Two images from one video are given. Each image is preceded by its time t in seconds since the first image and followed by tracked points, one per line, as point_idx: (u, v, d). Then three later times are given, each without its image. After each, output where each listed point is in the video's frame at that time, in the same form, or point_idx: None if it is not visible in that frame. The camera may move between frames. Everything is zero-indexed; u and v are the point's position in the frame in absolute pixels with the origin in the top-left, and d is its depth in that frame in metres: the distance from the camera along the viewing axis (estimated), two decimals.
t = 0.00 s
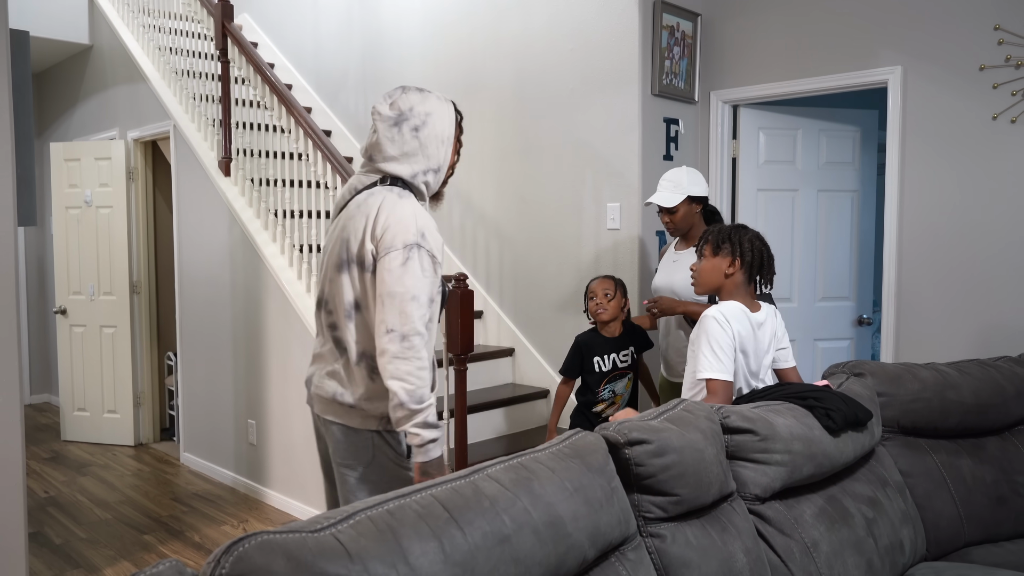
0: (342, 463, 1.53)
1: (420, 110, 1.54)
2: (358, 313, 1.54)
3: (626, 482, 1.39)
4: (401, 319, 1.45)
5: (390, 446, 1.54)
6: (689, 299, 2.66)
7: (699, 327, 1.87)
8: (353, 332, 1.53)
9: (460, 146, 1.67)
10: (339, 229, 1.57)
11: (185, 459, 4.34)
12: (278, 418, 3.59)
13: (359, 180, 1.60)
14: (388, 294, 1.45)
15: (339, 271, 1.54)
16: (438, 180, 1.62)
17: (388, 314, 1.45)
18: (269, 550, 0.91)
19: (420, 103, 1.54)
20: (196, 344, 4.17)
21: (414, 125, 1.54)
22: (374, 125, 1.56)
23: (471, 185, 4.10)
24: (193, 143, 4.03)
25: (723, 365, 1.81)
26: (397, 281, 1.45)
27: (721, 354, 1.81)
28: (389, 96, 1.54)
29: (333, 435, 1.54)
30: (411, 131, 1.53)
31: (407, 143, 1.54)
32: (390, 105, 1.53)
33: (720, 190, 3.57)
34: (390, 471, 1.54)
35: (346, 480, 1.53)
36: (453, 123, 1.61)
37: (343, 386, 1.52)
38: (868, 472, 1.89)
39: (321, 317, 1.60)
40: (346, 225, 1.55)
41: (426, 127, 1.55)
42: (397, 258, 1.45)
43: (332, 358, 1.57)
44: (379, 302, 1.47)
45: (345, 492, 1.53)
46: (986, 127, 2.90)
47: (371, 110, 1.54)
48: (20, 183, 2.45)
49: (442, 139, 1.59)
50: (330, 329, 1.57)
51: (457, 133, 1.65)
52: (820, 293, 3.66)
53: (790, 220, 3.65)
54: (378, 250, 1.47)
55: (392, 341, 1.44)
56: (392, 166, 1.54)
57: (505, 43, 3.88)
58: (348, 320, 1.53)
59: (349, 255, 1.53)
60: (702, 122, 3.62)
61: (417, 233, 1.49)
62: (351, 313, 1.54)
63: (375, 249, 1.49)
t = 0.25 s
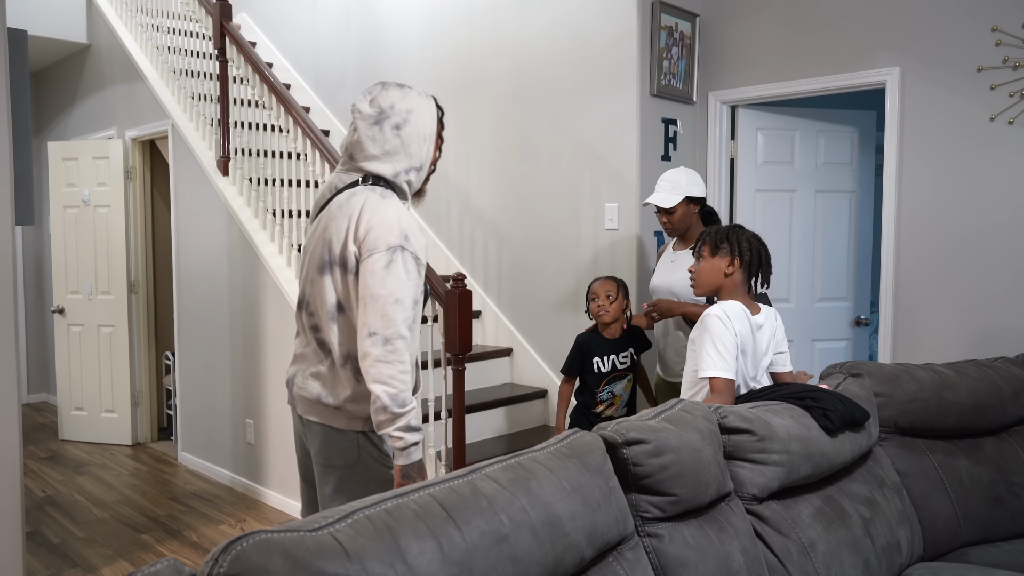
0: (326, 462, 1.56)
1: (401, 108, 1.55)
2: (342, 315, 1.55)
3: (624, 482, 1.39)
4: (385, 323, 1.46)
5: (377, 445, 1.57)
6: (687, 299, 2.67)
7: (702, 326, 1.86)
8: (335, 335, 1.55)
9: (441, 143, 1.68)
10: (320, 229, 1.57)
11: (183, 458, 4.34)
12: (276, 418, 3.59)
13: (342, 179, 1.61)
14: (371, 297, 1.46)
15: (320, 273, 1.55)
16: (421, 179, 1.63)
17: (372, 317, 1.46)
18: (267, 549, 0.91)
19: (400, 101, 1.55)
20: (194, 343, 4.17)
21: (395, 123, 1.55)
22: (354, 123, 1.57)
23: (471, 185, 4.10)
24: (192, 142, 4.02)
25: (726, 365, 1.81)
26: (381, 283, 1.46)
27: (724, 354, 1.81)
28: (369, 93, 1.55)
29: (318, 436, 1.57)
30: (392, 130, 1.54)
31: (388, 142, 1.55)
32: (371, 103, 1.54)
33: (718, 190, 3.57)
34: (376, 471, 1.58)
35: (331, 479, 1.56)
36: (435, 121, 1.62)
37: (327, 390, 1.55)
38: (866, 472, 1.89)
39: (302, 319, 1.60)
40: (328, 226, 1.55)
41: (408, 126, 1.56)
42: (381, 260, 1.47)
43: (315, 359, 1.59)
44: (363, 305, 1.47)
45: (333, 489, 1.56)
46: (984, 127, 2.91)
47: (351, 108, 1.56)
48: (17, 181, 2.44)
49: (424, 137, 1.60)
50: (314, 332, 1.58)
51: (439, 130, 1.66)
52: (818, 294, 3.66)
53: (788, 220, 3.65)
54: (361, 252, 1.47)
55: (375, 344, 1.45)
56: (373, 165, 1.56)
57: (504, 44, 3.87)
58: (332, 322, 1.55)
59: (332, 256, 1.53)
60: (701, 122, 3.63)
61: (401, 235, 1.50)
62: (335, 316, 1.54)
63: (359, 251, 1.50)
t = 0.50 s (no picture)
0: (324, 460, 1.59)
1: (359, 104, 1.56)
2: (324, 316, 1.55)
3: (623, 482, 1.40)
4: (367, 319, 1.45)
5: (372, 442, 1.60)
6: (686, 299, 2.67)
7: (698, 325, 1.87)
8: (322, 336, 1.56)
9: (408, 134, 1.69)
10: (297, 234, 1.60)
11: (182, 458, 4.34)
12: (275, 418, 3.59)
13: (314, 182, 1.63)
14: (348, 294, 1.46)
15: (300, 276, 1.57)
16: (391, 173, 1.64)
17: (349, 314, 1.46)
18: (267, 549, 0.91)
19: (358, 97, 1.55)
20: (194, 343, 4.17)
21: (355, 120, 1.56)
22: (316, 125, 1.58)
23: (471, 186, 4.09)
24: (192, 142, 4.02)
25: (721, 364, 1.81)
26: (354, 280, 1.46)
27: (720, 352, 1.81)
28: (328, 93, 1.56)
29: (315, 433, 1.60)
30: (353, 128, 1.55)
31: (351, 140, 1.56)
32: (330, 103, 1.55)
33: (717, 191, 3.58)
34: (372, 465, 1.62)
35: (330, 477, 1.59)
36: (397, 112, 1.61)
37: (323, 388, 1.58)
38: (865, 472, 1.89)
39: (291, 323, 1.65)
40: (304, 230, 1.58)
41: (368, 121, 1.57)
42: (354, 257, 1.47)
43: (310, 360, 1.63)
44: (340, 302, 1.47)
45: (330, 488, 1.58)
46: (983, 129, 2.91)
47: (312, 111, 1.57)
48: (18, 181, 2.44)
49: (387, 131, 1.60)
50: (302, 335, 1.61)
51: (403, 121, 1.66)
52: (817, 294, 3.66)
53: (788, 221, 3.65)
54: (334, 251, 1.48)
55: (361, 341, 1.45)
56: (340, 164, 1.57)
57: (504, 44, 3.88)
58: (317, 323, 1.56)
59: (309, 258, 1.55)
60: (700, 123, 3.63)
61: (372, 230, 1.50)
62: (317, 317, 1.55)
63: (332, 250, 1.51)
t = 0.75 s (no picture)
0: (320, 461, 1.60)
1: (321, 106, 1.62)
2: (317, 317, 1.60)
3: (620, 485, 1.40)
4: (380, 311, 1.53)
5: (366, 440, 1.62)
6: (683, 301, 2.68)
7: (690, 328, 1.88)
8: (313, 337, 1.58)
9: (376, 130, 1.74)
10: (279, 242, 1.64)
11: (180, 461, 4.33)
12: (273, 421, 3.58)
13: (291, 187, 1.68)
14: (354, 293, 1.53)
15: (289, 283, 1.60)
16: (364, 170, 1.69)
17: (359, 311, 1.52)
18: (265, 551, 0.92)
19: (320, 100, 1.62)
20: (191, 345, 4.17)
21: (321, 120, 1.62)
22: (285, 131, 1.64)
23: (469, 188, 4.10)
24: (191, 145, 4.02)
25: (714, 366, 1.82)
26: (356, 278, 1.53)
27: (712, 354, 1.82)
28: (291, 100, 1.63)
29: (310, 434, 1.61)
30: (318, 128, 1.61)
31: (320, 140, 1.62)
32: (293, 109, 1.62)
33: (715, 193, 3.59)
34: (367, 463, 1.63)
35: (326, 477, 1.59)
36: (361, 109, 1.67)
37: (316, 391, 1.58)
38: (862, 474, 1.90)
39: (280, 328, 1.67)
40: (287, 235, 1.61)
41: (332, 121, 1.62)
42: (351, 257, 1.53)
43: (301, 361, 1.63)
44: (345, 301, 1.54)
45: (328, 488, 1.59)
46: (978, 131, 2.92)
47: (279, 120, 1.64)
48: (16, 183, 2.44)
49: (353, 128, 1.65)
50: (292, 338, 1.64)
51: (369, 118, 1.71)
52: (815, 297, 3.67)
53: (785, 223, 3.66)
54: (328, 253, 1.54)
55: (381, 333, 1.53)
56: (313, 164, 1.61)
57: (502, 47, 3.88)
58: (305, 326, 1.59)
59: (296, 264, 1.59)
60: (698, 125, 3.64)
61: (361, 228, 1.56)
62: (310, 319, 1.59)
63: (323, 253, 1.56)
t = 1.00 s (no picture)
0: (318, 466, 1.60)
1: (305, 112, 1.63)
2: (310, 321, 1.60)
3: (621, 490, 1.40)
4: (379, 311, 1.57)
5: (363, 443, 1.62)
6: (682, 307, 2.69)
7: (692, 334, 1.88)
8: (308, 341, 1.59)
9: (360, 136, 1.75)
10: (268, 247, 1.63)
11: (180, 467, 4.33)
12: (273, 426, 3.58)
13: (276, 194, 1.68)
14: (352, 295, 1.55)
15: (280, 288, 1.60)
16: (348, 175, 1.69)
17: (360, 311, 1.55)
18: (265, 557, 0.92)
19: (303, 106, 1.63)
20: (192, 350, 4.17)
21: (304, 127, 1.63)
22: (269, 138, 1.65)
23: (469, 193, 4.10)
24: (191, 150, 4.03)
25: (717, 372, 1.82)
26: (353, 280, 1.55)
27: (714, 360, 1.82)
28: (275, 108, 1.65)
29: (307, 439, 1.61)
30: (302, 134, 1.62)
31: (303, 146, 1.63)
32: (277, 116, 1.64)
33: (715, 199, 3.59)
34: (365, 467, 1.63)
35: (324, 482, 1.59)
36: (343, 115, 1.68)
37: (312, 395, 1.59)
38: (862, 480, 1.89)
39: (274, 335, 1.67)
40: (276, 240, 1.61)
41: (315, 126, 1.63)
42: (346, 259, 1.55)
43: (296, 367, 1.63)
44: (345, 302, 1.56)
45: (326, 492, 1.59)
46: (978, 137, 2.93)
47: (262, 127, 1.65)
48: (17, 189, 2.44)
49: (336, 133, 1.66)
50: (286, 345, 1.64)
51: (352, 125, 1.72)
52: (815, 302, 3.67)
53: (785, 228, 3.67)
54: (323, 257, 1.55)
55: (379, 333, 1.57)
56: (296, 169, 1.62)
57: (502, 53, 3.89)
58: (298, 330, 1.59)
59: (286, 269, 1.59)
60: (697, 131, 3.65)
61: (353, 229, 1.59)
62: (304, 323, 1.59)
63: (316, 257, 1.57)
